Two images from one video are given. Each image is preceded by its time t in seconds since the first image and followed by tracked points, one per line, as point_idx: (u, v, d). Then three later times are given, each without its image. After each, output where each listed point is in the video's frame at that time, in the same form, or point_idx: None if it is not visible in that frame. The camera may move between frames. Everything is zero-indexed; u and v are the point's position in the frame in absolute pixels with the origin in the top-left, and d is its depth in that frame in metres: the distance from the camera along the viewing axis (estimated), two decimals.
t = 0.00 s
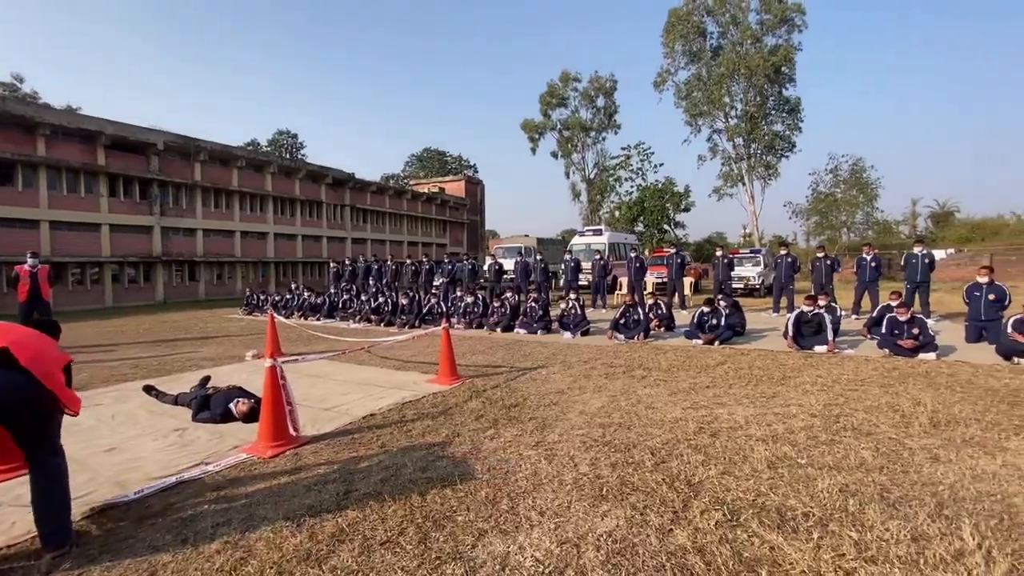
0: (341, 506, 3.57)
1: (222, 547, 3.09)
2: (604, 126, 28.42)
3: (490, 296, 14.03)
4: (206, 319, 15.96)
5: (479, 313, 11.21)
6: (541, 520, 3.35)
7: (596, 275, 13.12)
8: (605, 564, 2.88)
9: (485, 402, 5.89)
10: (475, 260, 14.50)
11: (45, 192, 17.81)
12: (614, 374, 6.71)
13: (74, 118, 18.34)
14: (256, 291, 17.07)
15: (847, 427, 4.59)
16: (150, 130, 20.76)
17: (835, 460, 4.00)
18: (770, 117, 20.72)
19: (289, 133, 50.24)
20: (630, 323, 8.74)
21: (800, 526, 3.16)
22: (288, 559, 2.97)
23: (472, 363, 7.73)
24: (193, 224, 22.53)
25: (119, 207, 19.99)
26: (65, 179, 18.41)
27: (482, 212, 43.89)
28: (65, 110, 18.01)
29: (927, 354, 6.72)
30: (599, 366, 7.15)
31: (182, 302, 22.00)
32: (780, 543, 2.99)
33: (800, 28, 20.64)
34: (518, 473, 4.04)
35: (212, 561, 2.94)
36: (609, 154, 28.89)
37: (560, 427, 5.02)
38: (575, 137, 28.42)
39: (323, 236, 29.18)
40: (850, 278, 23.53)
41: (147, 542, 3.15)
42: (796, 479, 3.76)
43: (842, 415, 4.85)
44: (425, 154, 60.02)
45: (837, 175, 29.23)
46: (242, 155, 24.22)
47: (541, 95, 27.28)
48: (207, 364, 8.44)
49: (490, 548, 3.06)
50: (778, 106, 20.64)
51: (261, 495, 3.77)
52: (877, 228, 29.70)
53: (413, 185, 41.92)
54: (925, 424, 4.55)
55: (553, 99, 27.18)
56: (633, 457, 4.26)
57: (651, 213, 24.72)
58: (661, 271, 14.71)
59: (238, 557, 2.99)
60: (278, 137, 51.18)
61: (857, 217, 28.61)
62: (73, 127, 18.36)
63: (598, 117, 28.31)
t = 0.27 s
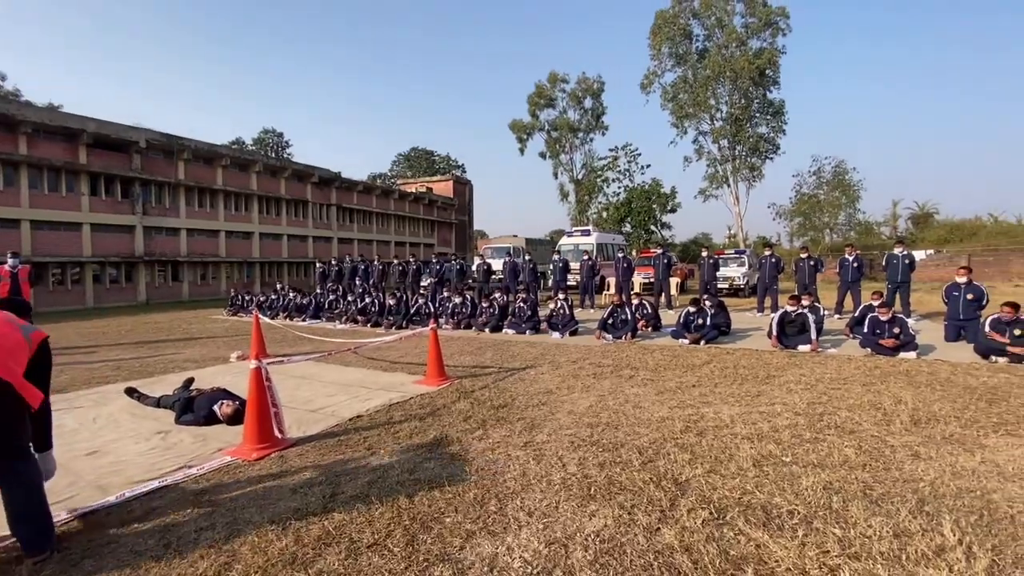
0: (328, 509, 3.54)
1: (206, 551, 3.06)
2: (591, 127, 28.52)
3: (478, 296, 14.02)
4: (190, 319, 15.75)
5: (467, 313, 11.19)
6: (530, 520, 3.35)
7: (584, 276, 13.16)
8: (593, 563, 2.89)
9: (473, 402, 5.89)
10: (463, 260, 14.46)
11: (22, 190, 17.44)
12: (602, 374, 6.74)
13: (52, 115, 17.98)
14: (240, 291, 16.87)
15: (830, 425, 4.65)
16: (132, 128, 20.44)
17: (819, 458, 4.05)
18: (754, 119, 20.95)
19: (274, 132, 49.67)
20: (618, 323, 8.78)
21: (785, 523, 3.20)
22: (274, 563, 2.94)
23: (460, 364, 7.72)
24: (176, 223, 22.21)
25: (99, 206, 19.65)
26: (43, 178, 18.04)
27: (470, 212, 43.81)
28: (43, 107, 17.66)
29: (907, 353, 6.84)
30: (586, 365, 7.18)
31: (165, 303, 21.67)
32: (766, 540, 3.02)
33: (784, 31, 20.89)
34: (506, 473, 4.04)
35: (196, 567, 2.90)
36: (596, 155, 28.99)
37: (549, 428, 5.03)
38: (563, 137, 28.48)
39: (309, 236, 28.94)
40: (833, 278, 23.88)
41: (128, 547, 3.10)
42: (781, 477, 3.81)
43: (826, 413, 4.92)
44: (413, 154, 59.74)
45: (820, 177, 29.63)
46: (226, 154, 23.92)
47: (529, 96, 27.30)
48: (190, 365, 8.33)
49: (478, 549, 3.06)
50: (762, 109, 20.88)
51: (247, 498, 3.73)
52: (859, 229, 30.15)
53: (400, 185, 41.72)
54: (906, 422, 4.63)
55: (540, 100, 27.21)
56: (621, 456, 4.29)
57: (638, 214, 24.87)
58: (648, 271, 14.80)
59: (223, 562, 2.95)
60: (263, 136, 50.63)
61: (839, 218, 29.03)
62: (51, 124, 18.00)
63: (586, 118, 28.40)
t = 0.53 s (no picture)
0: (331, 508, 3.55)
1: (209, 551, 3.05)
2: (594, 127, 28.50)
3: (481, 297, 14.03)
4: (195, 319, 15.82)
5: (469, 313, 11.19)
6: (533, 520, 3.35)
7: (587, 276, 13.14)
8: (596, 563, 2.89)
9: (476, 402, 5.89)
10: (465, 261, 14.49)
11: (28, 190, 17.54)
12: (605, 374, 6.73)
13: (58, 115, 18.06)
14: (244, 291, 16.91)
15: (834, 426, 4.64)
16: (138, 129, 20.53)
17: (823, 459, 4.04)
18: (758, 119, 20.91)
19: (278, 132, 49.78)
20: (620, 323, 8.77)
21: (789, 524, 3.19)
22: (277, 562, 2.95)
23: (463, 364, 7.72)
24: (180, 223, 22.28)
25: (104, 206, 19.75)
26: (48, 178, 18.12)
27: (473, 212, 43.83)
28: (49, 108, 17.76)
29: (912, 353, 6.81)
30: (590, 366, 7.16)
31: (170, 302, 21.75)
32: (769, 541, 3.01)
33: (789, 31, 20.83)
34: (509, 473, 4.04)
35: (200, 565, 2.91)
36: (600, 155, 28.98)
37: (551, 427, 5.03)
38: (566, 137, 28.47)
39: (313, 236, 29.01)
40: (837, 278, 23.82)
41: (132, 546, 3.12)
42: (785, 478, 3.79)
43: (831, 413, 4.90)
44: (416, 154, 59.79)
45: (824, 177, 29.54)
46: (231, 154, 23.99)
47: (532, 95, 27.31)
48: (195, 365, 8.36)
49: (481, 549, 3.06)
50: (766, 108, 20.83)
51: (249, 497, 3.74)
52: (863, 229, 30.03)
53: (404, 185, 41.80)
54: (910, 423, 4.61)
55: (543, 100, 27.20)
56: (624, 456, 4.28)
57: (641, 214, 24.85)
58: (651, 271, 14.79)
59: (227, 560, 2.96)
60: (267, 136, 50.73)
61: (843, 217, 28.95)
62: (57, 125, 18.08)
63: (589, 118, 28.39)
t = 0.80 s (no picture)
0: (347, 505, 3.57)
1: (229, 545, 3.09)
2: (610, 126, 28.34)
3: (496, 296, 14.03)
4: (215, 318, 16.07)
5: (484, 313, 11.20)
6: (547, 520, 3.34)
7: (602, 275, 13.07)
8: (611, 564, 2.87)
9: (490, 401, 5.89)
10: (480, 260, 14.52)
11: (54, 191, 17.98)
12: (621, 374, 6.68)
13: (84, 119, 18.48)
14: (262, 291, 17.12)
15: (855, 428, 4.55)
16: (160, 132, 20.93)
17: (843, 462, 3.96)
18: (777, 116, 20.61)
19: (296, 134, 50.34)
20: (636, 323, 8.71)
21: (808, 527, 3.13)
22: (294, 557, 2.98)
23: (477, 363, 7.73)
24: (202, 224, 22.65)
25: (127, 207, 20.16)
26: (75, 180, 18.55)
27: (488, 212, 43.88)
28: (74, 111, 18.18)
29: (936, 354, 6.65)
30: (604, 366, 7.13)
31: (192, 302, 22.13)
32: (788, 544, 2.97)
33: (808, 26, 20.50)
34: (524, 473, 4.03)
35: (220, 559, 2.95)
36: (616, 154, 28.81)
37: (566, 428, 5.01)
38: (581, 136, 28.35)
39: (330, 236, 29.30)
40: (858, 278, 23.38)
41: (154, 539, 3.17)
42: (804, 480, 3.73)
43: (851, 416, 4.81)
44: (431, 154, 60.03)
45: (845, 175, 29.01)
46: (250, 155, 24.33)
47: (547, 95, 27.25)
48: (214, 363, 8.49)
49: (495, 547, 3.05)
50: (785, 105, 20.53)
51: (267, 493, 3.78)
52: (886, 228, 29.43)
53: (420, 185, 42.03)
54: (934, 426, 4.50)
55: (559, 99, 27.13)
56: (639, 457, 4.25)
57: (658, 213, 24.65)
58: (667, 271, 14.66)
59: (246, 555, 3.00)
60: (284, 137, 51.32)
61: (865, 216, 28.40)
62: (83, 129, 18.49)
63: (604, 117, 28.24)
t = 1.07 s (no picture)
0: (367, 501, 3.59)
1: (252, 539, 3.13)
2: (629, 124, 28.15)
3: (514, 296, 14.02)
4: (238, 316, 16.35)
5: (502, 312, 11.20)
6: (565, 520, 3.32)
7: (621, 275, 12.98)
8: (629, 565, 2.84)
9: (508, 401, 5.89)
10: (498, 260, 14.53)
11: (86, 193, 18.46)
12: (640, 375, 6.63)
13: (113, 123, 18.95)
14: (284, 290, 17.36)
15: (882, 432, 4.44)
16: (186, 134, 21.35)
17: (868, 466, 3.87)
18: (801, 112, 20.27)
19: (317, 136, 50.97)
20: (655, 323, 8.63)
21: (831, 532, 3.07)
22: (316, 552, 3.00)
23: (496, 363, 7.73)
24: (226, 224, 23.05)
25: (155, 208, 20.62)
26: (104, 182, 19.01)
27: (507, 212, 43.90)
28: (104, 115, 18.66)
29: (966, 357, 6.44)
30: (624, 366, 7.07)
31: (216, 301, 22.53)
32: (811, 548, 2.90)
33: (833, 20, 20.11)
34: (541, 472, 4.02)
35: (244, 552, 2.99)
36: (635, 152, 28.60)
37: (584, 428, 4.98)
38: (600, 135, 28.20)
39: (350, 236, 29.58)
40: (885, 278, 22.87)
41: (181, 532, 3.23)
42: (828, 484, 3.65)
43: (877, 419, 4.70)
44: (449, 154, 60.26)
45: (872, 172, 28.43)
46: (273, 157, 24.69)
47: (566, 94, 27.16)
48: (238, 361, 8.64)
49: (513, 546, 3.04)
50: (809, 101, 20.17)
51: (290, 489, 3.82)
52: (915, 226, 28.71)
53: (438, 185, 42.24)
54: (964, 430, 4.37)
55: (577, 98, 27.02)
56: (658, 459, 4.20)
57: (678, 212, 24.41)
58: (687, 270, 14.51)
59: (269, 548, 3.03)
60: (305, 138, 51.97)
61: (893, 214, 27.77)
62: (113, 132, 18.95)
63: (623, 115, 28.06)
